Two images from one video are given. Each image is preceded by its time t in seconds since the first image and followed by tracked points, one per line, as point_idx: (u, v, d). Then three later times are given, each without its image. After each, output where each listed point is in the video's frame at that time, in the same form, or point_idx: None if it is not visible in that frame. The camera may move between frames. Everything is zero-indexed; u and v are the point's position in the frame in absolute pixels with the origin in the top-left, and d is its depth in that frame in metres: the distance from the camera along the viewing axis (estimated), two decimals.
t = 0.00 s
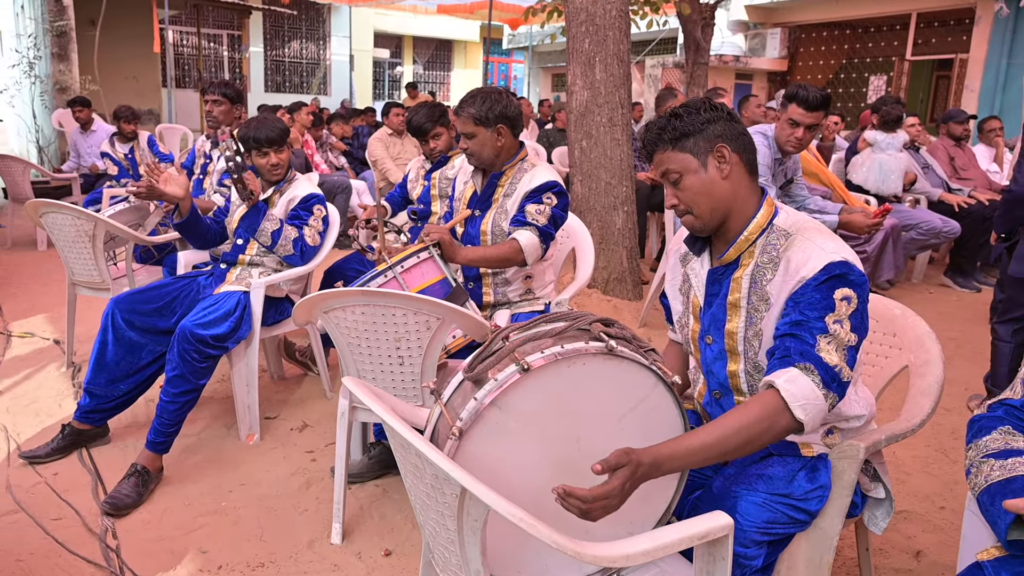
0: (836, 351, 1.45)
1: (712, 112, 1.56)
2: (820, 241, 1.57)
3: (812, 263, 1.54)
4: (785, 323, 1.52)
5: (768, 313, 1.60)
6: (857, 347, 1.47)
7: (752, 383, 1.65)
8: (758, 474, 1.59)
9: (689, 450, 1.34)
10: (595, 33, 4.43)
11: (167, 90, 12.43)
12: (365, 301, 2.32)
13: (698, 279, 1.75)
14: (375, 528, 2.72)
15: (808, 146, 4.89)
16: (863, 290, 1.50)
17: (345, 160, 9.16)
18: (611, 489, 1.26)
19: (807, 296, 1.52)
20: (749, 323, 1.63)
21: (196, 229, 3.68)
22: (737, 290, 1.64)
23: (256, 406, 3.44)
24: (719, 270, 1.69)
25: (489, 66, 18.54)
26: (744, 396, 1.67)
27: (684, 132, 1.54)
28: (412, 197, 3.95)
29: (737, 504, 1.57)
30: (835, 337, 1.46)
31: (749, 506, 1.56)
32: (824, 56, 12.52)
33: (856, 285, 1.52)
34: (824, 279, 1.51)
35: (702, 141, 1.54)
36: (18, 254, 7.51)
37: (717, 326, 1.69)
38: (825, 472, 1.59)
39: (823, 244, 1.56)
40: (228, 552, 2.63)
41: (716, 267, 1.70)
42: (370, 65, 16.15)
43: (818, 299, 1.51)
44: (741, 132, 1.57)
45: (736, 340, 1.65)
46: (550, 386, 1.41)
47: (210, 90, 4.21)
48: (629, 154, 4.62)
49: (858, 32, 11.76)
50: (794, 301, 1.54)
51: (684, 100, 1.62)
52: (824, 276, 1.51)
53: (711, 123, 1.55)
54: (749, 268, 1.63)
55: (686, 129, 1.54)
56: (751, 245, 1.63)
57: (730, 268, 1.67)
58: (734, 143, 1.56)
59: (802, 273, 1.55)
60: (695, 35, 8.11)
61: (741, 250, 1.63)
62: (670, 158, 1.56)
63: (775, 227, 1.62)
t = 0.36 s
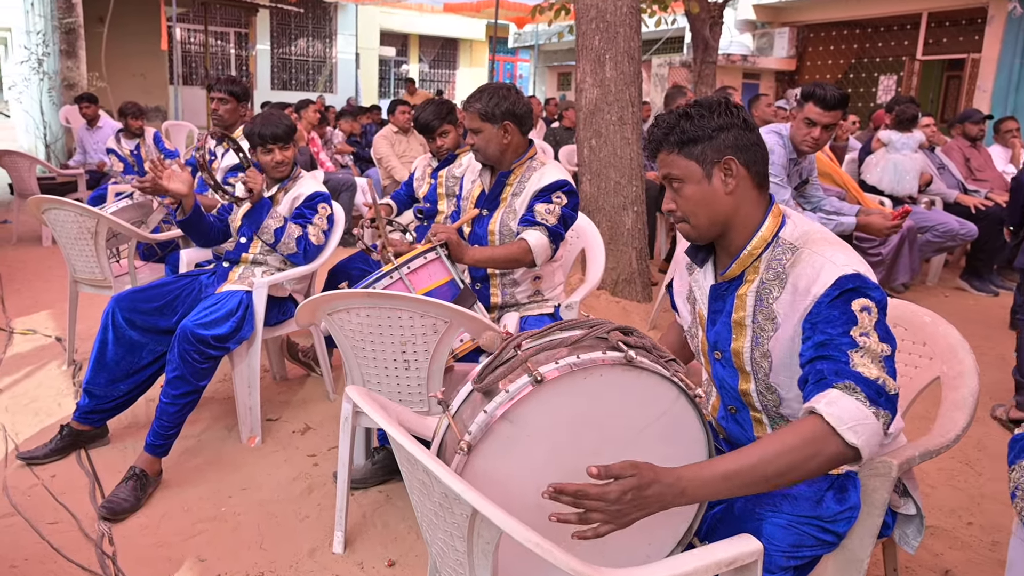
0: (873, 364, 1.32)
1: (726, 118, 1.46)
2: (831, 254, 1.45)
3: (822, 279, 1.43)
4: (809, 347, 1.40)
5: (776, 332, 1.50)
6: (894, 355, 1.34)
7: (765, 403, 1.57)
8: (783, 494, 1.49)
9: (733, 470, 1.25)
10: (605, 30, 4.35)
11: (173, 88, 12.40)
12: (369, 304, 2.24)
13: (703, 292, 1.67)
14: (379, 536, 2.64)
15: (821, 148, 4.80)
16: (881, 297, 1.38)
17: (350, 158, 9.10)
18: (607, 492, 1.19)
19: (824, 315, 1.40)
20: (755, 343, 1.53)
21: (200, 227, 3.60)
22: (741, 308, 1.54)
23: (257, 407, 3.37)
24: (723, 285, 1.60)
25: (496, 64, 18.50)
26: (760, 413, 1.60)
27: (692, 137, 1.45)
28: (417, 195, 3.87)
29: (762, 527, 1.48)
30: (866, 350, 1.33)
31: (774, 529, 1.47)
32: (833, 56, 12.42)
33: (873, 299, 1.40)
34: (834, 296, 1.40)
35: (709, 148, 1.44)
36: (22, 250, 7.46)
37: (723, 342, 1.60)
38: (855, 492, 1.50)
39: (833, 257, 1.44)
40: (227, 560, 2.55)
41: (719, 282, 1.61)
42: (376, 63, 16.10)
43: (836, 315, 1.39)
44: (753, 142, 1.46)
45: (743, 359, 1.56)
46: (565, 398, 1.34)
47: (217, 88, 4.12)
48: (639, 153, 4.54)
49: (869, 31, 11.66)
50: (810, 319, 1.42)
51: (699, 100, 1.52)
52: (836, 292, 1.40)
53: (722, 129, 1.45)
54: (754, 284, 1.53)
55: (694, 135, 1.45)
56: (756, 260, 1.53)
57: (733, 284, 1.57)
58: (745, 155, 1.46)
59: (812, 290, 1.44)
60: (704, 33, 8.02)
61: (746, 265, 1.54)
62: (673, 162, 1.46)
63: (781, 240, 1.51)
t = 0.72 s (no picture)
0: (894, 418, 1.23)
1: (790, 122, 1.37)
2: (875, 282, 1.35)
3: (862, 308, 1.33)
4: (831, 379, 1.31)
5: (811, 361, 1.41)
6: (920, 409, 1.24)
7: (799, 433, 1.48)
8: (823, 529, 1.44)
9: (717, 516, 1.19)
10: (620, 29, 4.26)
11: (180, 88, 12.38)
12: (377, 314, 2.15)
13: (733, 310, 1.57)
14: (387, 552, 2.56)
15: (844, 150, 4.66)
16: (927, 340, 1.27)
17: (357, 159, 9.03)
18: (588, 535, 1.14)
19: (859, 349, 1.30)
20: (789, 369, 1.44)
21: (204, 230, 3.52)
22: (775, 331, 1.46)
23: (262, 415, 3.29)
24: (755, 305, 1.51)
25: (504, 64, 18.41)
26: (792, 440, 1.50)
27: (752, 137, 1.36)
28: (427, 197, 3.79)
29: (803, 564, 1.43)
30: (892, 399, 1.23)
31: (815, 567, 1.42)
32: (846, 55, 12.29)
33: (919, 334, 1.29)
34: (874, 330, 1.30)
35: (768, 153, 1.35)
36: (27, 251, 7.40)
37: (753, 366, 1.51)
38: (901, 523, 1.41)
39: (878, 286, 1.34)
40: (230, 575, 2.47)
41: (752, 302, 1.52)
42: (383, 63, 16.03)
43: (872, 352, 1.28)
44: (812, 153, 1.38)
45: (775, 387, 1.47)
46: (587, 423, 1.25)
47: (221, 88, 4.05)
48: (654, 154, 4.44)
49: (884, 30, 11.52)
50: (842, 351, 1.33)
51: (764, 98, 1.42)
52: (877, 327, 1.29)
53: (785, 135, 1.36)
54: (790, 307, 1.44)
55: (754, 135, 1.35)
56: (794, 280, 1.44)
57: (768, 305, 1.49)
58: (803, 167, 1.38)
59: (852, 320, 1.34)
60: (716, 32, 7.92)
61: (784, 284, 1.45)
62: (727, 162, 1.37)
63: (821, 260, 1.42)
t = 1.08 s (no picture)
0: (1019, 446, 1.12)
1: (927, 104, 1.31)
2: (990, 284, 1.23)
3: (975, 313, 1.22)
4: (943, 398, 1.19)
5: (910, 365, 1.30)
6: None
7: (880, 442, 1.38)
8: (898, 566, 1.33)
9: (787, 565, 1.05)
10: (659, 25, 4.14)
11: (215, 90, 12.50)
12: (413, 324, 2.07)
13: (821, 301, 1.50)
14: (421, 567, 2.47)
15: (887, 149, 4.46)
16: None
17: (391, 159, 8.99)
18: None
19: (974, 364, 1.18)
20: (881, 369, 1.35)
21: (236, 234, 3.48)
22: (870, 328, 1.37)
23: (294, 423, 3.23)
24: (846, 298, 1.44)
25: (536, 62, 18.30)
26: (869, 452, 1.41)
27: (885, 108, 1.30)
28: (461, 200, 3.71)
29: None
30: (1015, 425, 1.12)
31: None
32: (888, 49, 11.97)
33: None
34: (994, 340, 1.17)
35: (898, 127, 1.30)
36: (65, 253, 7.47)
37: (839, 364, 1.42)
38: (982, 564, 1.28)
39: (997, 290, 1.22)
40: None
41: (845, 294, 1.44)
42: (415, 63, 16.01)
43: (991, 369, 1.17)
44: (941, 144, 1.32)
45: (862, 388, 1.38)
46: (643, 450, 1.15)
47: (252, 89, 4.01)
48: (694, 154, 4.32)
49: (928, 23, 11.19)
50: (953, 363, 1.21)
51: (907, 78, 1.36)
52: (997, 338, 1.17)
53: (918, 114, 1.30)
54: (889, 302, 1.35)
55: (887, 105, 1.30)
56: (895, 271, 1.36)
57: (861, 298, 1.41)
58: (927, 155, 1.32)
59: (965, 326, 1.22)
60: (755, 27, 7.74)
61: (879, 276, 1.37)
62: (851, 126, 1.32)
63: (928, 255, 1.33)
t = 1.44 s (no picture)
0: None
1: None
2: None
3: None
4: None
5: None
6: None
7: (1012, 447, 1.33)
8: None
9: None
10: (715, 19, 4.03)
11: (262, 90, 12.65)
12: (467, 330, 2.01)
13: (943, 297, 1.44)
14: None
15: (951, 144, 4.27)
16: None
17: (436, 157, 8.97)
18: None
19: None
20: None
21: (288, 235, 3.46)
22: (1013, 322, 1.33)
23: (343, 426, 3.20)
24: (979, 294, 1.37)
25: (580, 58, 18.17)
26: (991, 460, 1.35)
27: (1008, 92, 1.32)
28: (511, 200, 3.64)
29: None
30: None
31: None
32: (947, 41, 11.57)
33: None
34: None
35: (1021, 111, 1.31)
36: (118, 252, 7.60)
37: (972, 362, 1.37)
38: None
39: None
40: None
41: (980, 288, 1.37)
42: (459, 61, 15.99)
43: None
44: None
45: (1001, 388, 1.33)
46: (724, 474, 1.06)
47: (302, 90, 4.00)
48: (751, 152, 4.20)
49: (988, 12, 10.81)
50: None
51: None
52: None
53: None
54: None
55: (1008, 89, 1.32)
56: None
57: (999, 292, 1.35)
58: None
59: None
60: (808, 20, 7.54)
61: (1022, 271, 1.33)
62: (971, 111, 1.35)
63: None
